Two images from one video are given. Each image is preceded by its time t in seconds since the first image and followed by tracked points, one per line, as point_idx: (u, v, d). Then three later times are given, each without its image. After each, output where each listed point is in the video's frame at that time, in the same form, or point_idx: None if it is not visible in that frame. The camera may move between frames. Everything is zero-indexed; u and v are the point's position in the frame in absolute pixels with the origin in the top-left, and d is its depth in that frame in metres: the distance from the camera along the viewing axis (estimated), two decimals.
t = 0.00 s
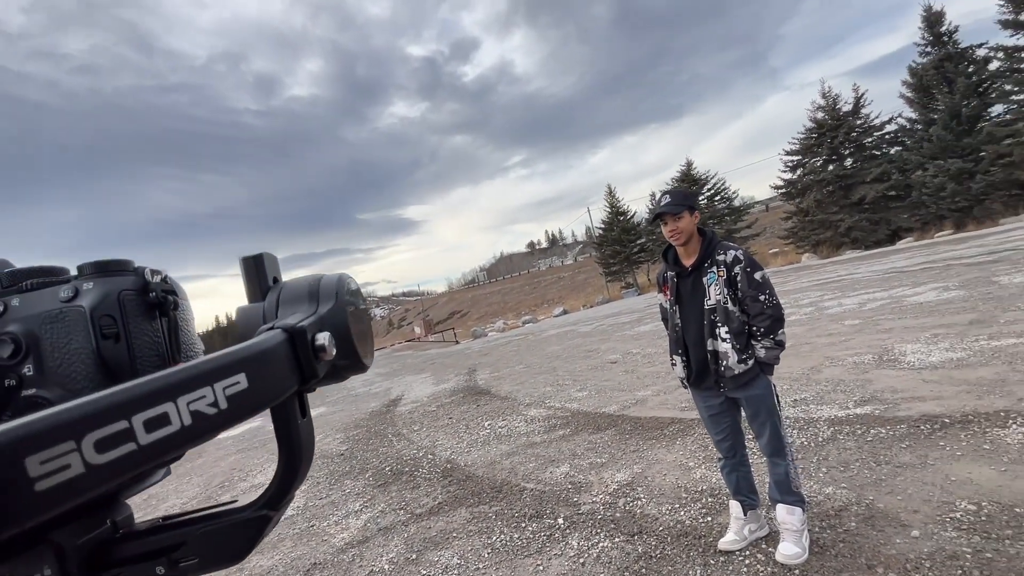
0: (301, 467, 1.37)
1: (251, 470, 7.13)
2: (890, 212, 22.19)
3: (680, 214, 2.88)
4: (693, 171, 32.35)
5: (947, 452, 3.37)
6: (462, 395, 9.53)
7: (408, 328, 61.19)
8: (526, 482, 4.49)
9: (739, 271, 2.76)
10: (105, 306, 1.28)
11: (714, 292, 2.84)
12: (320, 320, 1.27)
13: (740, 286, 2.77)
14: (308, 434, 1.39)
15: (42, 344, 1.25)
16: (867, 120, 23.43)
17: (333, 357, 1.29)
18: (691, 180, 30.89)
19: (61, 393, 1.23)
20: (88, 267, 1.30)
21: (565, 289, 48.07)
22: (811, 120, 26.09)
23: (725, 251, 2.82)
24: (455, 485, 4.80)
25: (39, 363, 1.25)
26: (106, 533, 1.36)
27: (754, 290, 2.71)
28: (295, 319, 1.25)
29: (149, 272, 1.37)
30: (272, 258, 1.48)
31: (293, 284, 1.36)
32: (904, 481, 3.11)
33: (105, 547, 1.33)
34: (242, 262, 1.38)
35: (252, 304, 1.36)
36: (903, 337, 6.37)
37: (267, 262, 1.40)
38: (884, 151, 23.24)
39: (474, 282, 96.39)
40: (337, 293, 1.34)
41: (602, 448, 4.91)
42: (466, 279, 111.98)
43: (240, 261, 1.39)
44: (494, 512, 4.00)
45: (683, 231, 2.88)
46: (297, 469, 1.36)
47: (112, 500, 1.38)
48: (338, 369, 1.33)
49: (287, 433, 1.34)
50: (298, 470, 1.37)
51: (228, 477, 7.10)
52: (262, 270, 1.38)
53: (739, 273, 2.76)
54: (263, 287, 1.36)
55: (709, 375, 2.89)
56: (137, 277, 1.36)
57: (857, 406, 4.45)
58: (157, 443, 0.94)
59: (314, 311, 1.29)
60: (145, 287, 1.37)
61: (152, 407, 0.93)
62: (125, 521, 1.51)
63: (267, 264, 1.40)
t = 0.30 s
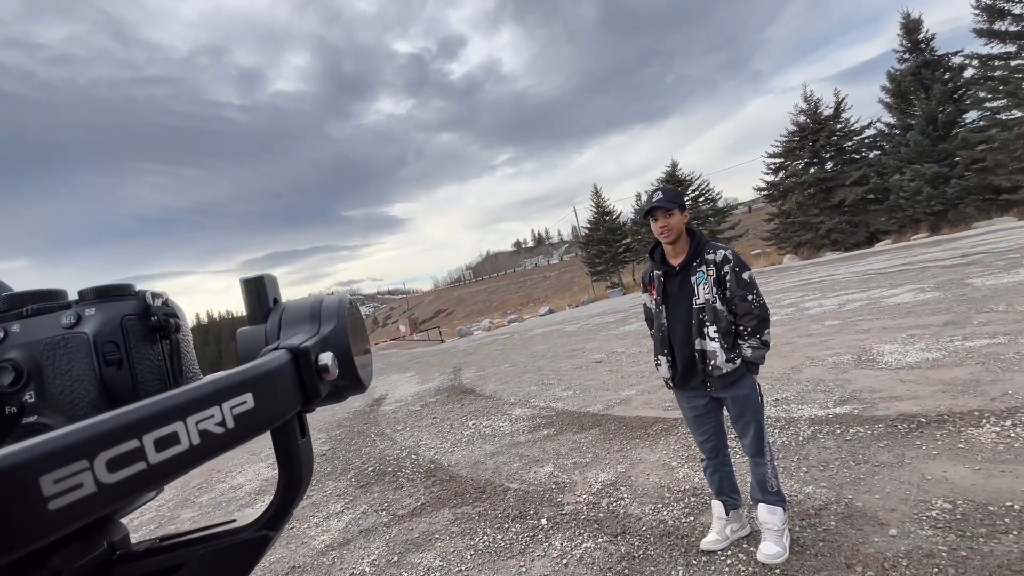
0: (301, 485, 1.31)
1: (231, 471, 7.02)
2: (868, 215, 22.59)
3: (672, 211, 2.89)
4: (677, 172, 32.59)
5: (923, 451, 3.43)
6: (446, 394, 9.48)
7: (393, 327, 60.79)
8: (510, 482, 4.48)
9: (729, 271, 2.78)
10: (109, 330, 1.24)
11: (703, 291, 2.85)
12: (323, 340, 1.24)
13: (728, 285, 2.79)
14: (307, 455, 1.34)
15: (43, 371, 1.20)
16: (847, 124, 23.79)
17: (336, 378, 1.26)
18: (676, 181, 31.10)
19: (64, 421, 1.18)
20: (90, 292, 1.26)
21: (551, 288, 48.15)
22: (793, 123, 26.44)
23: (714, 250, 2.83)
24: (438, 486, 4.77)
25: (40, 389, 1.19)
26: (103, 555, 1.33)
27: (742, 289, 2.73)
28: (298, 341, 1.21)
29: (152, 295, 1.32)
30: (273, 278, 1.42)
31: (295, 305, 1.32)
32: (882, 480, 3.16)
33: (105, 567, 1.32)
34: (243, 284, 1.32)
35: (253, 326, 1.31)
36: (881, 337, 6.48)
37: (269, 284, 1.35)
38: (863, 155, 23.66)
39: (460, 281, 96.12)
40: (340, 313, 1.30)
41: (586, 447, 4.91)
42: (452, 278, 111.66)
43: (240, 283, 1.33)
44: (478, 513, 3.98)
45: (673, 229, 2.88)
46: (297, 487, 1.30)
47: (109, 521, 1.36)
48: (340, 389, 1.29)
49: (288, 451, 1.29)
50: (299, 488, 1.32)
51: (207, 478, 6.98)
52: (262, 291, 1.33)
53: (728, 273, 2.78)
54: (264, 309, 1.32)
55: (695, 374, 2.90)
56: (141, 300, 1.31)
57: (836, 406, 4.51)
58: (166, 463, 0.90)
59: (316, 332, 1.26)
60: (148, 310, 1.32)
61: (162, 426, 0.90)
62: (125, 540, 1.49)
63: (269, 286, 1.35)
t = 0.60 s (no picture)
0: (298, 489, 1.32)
1: (221, 471, 6.96)
2: (858, 215, 22.78)
3: (673, 204, 2.91)
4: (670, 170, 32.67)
5: (913, 448, 3.46)
6: (439, 392, 9.46)
7: (385, 326, 60.57)
8: (503, 480, 4.47)
9: (727, 268, 2.79)
10: (107, 336, 1.24)
11: (701, 288, 2.85)
12: (322, 346, 1.23)
13: (726, 283, 2.80)
14: (304, 458, 1.35)
15: (41, 378, 1.21)
16: (837, 124, 23.93)
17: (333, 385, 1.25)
18: (669, 180, 31.19)
19: (64, 429, 1.19)
20: (88, 298, 1.26)
21: (544, 286, 48.17)
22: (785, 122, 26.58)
23: (713, 248, 2.85)
24: (431, 485, 4.75)
25: (40, 397, 1.20)
26: (101, 559, 1.34)
27: (739, 287, 2.74)
28: (296, 347, 1.21)
29: (149, 301, 1.32)
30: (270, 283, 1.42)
31: (293, 309, 1.32)
32: (873, 477, 3.18)
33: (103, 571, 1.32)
34: (241, 290, 1.33)
35: (251, 331, 1.31)
36: (871, 335, 6.53)
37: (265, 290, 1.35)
38: (854, 155, 23.83)
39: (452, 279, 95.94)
40: (337, 317, 1.29)
41: (580, 446, 4.92)
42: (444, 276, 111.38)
43: (239, 289, 1.34)
44: (471, 512, 3.97)
45: (674, 222, 2.89)
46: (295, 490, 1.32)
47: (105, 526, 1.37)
48: (336, 395, 1.28)
49: (287, 455, 1.29)
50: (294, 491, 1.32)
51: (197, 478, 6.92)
52: (260, 296, 1.33)
53: (727, 270, 2.78)
54: (261, 315, 1.31)
55: (690, 372, 2.91)
56: (139, 306, 1.31)
57: (827, 403, 4.54)
58: (167, 472, 0.89)
59: (314, 338, 1.25)
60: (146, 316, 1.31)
61: (163, 434, 0.88)
62: (122, 544, 1.50)
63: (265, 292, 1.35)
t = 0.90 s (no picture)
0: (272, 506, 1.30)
1: (226, 469, 6.98)
2: (862, 211, 22.68)
3: (684, 196, 2.87)
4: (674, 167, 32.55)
5: (921, 445, 3.43)
6: (443, 389, 9.47)
7: (388, 323, 60.68)
8: (508, 478, 4.46)
9: (735, 265, 2.75)
10: (46, 346, 1.20)
11: (708, 284, 2.82)
12: (290, 357, 1.20)
13: (733, 280, 2.77)
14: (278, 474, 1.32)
15: None
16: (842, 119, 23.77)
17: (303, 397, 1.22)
18: (672, 176, 31.07)
19: None
20: (28, 306, 1.23)
21: (547, 283, 48.18)
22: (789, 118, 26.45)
23: (722, 244, 2.81)
24: (435, 482, 4.75)
25: None
26: None
27: (746, 285, 2.71)
28: (262, 357, 1.17)
29: (95, 307, 1.29)
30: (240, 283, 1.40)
31: (263, 313, 1.29)
32: (881, 474, 3.16)
33: None
34: (205, 290, 1.30)
35: (217, 334, 1.29)
36: (878, 331, 6.49)
37: (233, 289, 1.33)
38: (858, 151, 23.71)
39: (455, 277, 96.03)
40: (308, 324, 1.27)
41: (584, 443, 4.90)
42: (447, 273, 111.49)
43: (203, 288, 1.31)
44: (476, 509, 3.96)
45: (684, 215, 2.86)
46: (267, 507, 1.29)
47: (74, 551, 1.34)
48: (309, 406, 1.26)
49: (257, 473, 1.26)
50: (265, 509, 1.30)
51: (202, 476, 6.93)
52: (226, 298, 1.30)
53: (735, 267, 2.75)
54: (228, 316, 1.29)
55: (693, 369, 2.89)
56: (85, 314, 1.27)
57: (833, 400, 4.51)
58: (96, 514, 0.81)
59: (283, 346, 1.23)
60: (92, 324, 1.28)
61: (89, 474, 0.80)
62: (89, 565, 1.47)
63: (233, 291, 1.32)
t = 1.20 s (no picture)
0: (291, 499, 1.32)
1: (243, 464, 7.08)
2: (882, 203, 22.25)
3: (702, 194, 2.85)
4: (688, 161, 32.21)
5: (942, 443, 3.37)
6: (456, 387, 9.50)
7: (401, 320, 60.92)
8: (521, 474, 4.47)
9: (749, 262, 2.71)
10: (91, 351, 1.23)
11: (721, 280, 2.80)
12: (309, 358, 1.22)
13: (748, 276, 2.73)
14: (298, 470, 1.34)
15: (27, 392, 1.22)
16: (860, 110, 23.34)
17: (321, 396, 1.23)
18: (686, 171, 30.76)
19: (50, 445, 1.19)
20: (72, 312, 1.27)
21: (559, 280, 48.03)
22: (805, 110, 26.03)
23: (737, 240, 2.76)
24: (449, 478, 4.77)
25: (25, 413, 1.22)
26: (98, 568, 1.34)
27: (761, 282, 2.67)
28: (282, 358, 1.19)
29: (135, 313, 1.32)
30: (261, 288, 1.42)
31: (283, 317, 1.31)
32: (900, 473, 3.11)
33: None
34: (229, 298, 1.33)
35: (242, 336, 1.32)
36: (898, 327, 6.38)
37: (254, 296, 1.35)
38: (878, 143, 23.27)
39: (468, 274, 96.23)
40: (326, 326, 1.28)
41: (598, 439, 4.89)
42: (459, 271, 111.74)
43: (228, 296, 1.34)
44: (489, 505, 3.97)
45: (701, 212, 2.84)
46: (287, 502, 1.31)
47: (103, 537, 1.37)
48: (327, 406, 1.27)
49: (279, 467, 1.29)
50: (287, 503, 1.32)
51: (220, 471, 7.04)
52: (248, 305, 1.33)
53: (749, 263, 2.71)
54: (251, 324, 1.32)
55: (705, 366, 2.87)
56: (125, 319, 1.31)
57: (851, 397, 4.45)
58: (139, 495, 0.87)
59: (301, 347, 1.24)
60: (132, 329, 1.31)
61: (132, 458, 0.86)
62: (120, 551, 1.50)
63: (254, 298, 1.35)
